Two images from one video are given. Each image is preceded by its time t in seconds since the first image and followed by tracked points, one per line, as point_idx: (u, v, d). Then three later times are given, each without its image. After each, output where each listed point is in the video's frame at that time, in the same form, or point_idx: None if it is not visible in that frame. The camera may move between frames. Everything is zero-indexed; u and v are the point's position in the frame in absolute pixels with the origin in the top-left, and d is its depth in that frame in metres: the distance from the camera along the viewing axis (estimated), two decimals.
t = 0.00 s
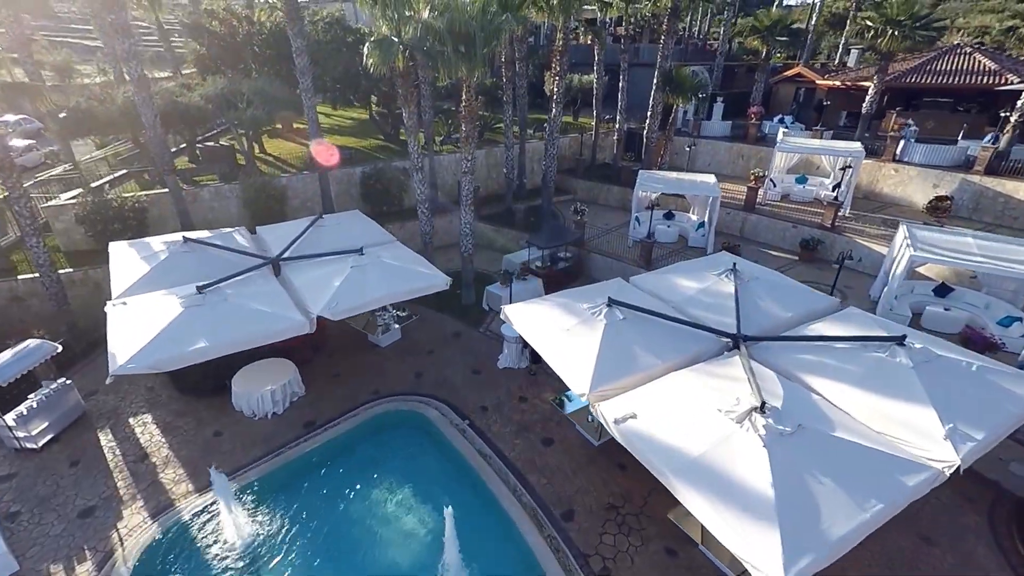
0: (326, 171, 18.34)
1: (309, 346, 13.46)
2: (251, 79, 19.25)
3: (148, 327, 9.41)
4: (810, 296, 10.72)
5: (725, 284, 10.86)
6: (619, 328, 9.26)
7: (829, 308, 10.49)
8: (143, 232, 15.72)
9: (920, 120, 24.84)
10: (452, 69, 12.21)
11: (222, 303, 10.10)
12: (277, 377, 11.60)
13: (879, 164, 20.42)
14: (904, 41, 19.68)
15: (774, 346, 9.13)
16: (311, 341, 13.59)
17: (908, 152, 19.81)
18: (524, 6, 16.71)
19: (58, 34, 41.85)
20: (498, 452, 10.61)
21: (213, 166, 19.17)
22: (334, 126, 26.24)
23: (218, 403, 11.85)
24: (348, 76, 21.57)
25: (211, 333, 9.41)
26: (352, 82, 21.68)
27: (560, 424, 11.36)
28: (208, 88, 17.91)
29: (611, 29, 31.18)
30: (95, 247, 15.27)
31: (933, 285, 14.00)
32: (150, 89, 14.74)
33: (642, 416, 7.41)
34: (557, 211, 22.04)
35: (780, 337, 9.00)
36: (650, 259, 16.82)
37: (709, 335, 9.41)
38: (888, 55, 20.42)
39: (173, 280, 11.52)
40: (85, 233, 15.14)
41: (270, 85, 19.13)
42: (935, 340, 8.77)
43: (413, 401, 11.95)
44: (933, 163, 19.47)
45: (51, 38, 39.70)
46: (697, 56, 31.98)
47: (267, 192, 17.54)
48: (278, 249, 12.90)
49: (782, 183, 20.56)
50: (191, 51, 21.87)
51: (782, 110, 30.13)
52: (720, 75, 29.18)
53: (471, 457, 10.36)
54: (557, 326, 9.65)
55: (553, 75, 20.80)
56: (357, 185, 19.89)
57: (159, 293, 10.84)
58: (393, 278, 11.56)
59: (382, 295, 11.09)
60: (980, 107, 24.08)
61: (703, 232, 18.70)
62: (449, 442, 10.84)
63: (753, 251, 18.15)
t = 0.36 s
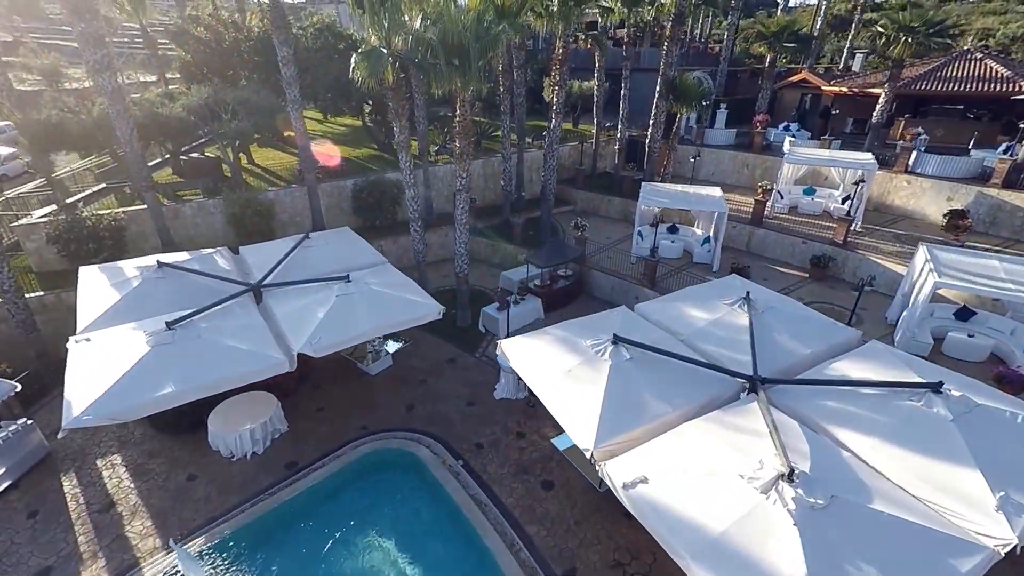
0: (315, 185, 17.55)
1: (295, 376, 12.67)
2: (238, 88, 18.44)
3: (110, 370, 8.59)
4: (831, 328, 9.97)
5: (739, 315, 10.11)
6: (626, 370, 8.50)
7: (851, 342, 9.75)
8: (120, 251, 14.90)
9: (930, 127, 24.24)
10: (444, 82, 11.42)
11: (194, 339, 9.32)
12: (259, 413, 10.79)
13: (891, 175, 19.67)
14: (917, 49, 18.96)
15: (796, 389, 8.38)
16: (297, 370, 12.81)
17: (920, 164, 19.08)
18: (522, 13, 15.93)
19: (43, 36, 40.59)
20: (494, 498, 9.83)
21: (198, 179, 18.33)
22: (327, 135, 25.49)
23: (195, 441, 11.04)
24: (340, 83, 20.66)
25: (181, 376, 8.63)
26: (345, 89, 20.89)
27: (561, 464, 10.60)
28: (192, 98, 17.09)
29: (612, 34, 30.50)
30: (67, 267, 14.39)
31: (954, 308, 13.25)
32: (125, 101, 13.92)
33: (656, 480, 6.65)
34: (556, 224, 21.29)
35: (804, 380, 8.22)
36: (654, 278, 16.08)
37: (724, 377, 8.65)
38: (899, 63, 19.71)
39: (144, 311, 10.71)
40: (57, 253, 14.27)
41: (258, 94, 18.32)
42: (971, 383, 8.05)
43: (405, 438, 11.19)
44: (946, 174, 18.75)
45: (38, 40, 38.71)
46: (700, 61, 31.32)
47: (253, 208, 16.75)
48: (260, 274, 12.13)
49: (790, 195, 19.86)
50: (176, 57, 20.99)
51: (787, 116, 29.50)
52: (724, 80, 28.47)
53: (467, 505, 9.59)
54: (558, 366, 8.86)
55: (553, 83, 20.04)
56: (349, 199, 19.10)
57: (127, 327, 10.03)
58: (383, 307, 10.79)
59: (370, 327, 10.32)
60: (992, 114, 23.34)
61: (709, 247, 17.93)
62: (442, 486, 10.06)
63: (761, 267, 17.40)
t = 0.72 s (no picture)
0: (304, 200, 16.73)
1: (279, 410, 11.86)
2: (223, 98, 17.63)
3: (64, 423, 7.76)
4: (855, 368, 9.21)
5: (755, 353, 9.32)
6: (635, 422, 7.70)
7: (877, 383, 8.99)
8: (94, 274, 14.05)
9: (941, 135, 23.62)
10: (436, 98, 10.58)
11: (160, 383, 8.49)
12: (238, 458, 9.87)
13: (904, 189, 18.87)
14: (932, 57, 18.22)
15: (824, 444, 7.57)
16: (281, 403, 12.00)
17: (936, 178, 18.30)
18: (520, 20, 15.07)
19: (31, 38, 39.62)
20: (491, 553, 9.01)
21: (181, 193, 17.51)
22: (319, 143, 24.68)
23: (166, 487, 10.18)
24: (330, 91, 19.78)
25: (143, 429, 7.81)
26: (336, 98, 20.09)
27: (563, 512, 9.79)
28: (174, 110, 16.28)
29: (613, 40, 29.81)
30: (36, 291, 13.53)
31: (979, 335, 12.48)
32: (96, 115, 13.04)
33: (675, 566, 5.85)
34: (556, 238, 20.51)
35: (833, 435, 7.42)
36: (659, 299, 15.30)
37: (743, 429, 7.86)
38: (913, 72, 19.02)
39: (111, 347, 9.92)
40: (25, 276, 13.41)
41: (244, 104, 17.53)
42: (1013, 439, 7.34)
43: (395, 482, 10.36)
44: (963, 188, 17.99)
45: (26, 43, 37.84)
46: (703, 67, 30.68)
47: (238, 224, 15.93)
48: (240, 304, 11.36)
49: (798, 208, 19.17)
50: (160, 64, 20.15)
51: (792, 123, 28.85)
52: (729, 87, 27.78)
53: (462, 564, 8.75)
54: (560, 416, 8.03)
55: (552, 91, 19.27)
56: (341, 213, 18.30)
57: (89, 367, 9.21)
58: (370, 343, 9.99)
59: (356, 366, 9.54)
60: (1005, 122, 22.90)
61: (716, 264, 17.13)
62: (434, 539, 9.22)
63: (770, 285, 16.64)
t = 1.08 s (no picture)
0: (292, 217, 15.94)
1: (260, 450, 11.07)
2: (209, 109, 16.88)
3: (7, 490, 6.93)
4: (886, 417, 8.37)
5: (776, 401, 8.49)
6: (646, 489, 6.89)
7: (912, 436, 8.17)
8: (67, 298, 13.27)
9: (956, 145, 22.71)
10: (427, 117, 9.77)
11: (120, 439, 7.67)
12: (215, 510, 8.94)
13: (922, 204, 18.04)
14: (951, 67, 17.40)
15: (858, 515, 6.76)
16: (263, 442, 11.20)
17: (954, 193, 17.45)
18: (519, 29, 14.26)
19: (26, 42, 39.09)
20: None
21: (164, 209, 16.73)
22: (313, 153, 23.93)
23: (135, 540, 9.39)
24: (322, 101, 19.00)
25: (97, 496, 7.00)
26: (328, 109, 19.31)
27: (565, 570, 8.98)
28: (156, 123, 15.53)
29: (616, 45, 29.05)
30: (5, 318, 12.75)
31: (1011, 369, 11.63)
32: (67, 131, 12.27)
33: None
34: (558, 253, 19.71)
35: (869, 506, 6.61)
36: (667, 323, 14.47)
37: (767, 496, 7.04)
38: (930, 82, 18.24)
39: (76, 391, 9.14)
40: None
41: (230, 115, 16.73)
42: None
43: (385, 537, 9.54)
44: (982, 205, 17.16)
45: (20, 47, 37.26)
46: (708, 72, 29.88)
47: (223, 243, 15.16)
48: (218, 338, 10.61)
49: (810, 223, 18.35)
50: (146, 73, 19.38)
51: (800, 131, 28.02)
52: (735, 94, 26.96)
53: None
54: (563, 479, 7.21)
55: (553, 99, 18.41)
56: (332, 229, 17.50)
57: (46, 417, 8.40)
58: (355, 386, 9.18)
59: (339, 415, 8.75)
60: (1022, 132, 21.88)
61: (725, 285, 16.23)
62: None
63: (783, 307, 15.81)
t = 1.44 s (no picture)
0: (282, 238, 15.18)
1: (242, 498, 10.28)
2: (196, 123, 16.16)
3: None
4: (930, 481, 7.48)
5: (805, 461, 7.62)
6: None
7: (959, 503, 7.28)
8: (42, 327, 12.56)
9: (975, 157, 21.85)
10: (418, 143, 8.97)
11: (74, 507, 6.88)
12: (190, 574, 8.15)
13: (946, 222, 17.06)
14: (976, 78, 16.48)
15: None
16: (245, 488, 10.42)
17: (977, 212, 16.53)
18: (520, 40, 13.57)
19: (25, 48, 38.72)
20: None
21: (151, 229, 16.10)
22: (308, 165, 23.22)
23: None
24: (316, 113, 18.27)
25: None
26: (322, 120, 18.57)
27: None
28: (139, 139, 14.82)
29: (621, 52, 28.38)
30: None
31: None
32: (38, 152, 11.54)
33: None
34: (560, 271, 18.94)
35: None
36: (677, 352, 13.62)
37: None
38: (953, 93, 17.31)
39: (36, 442, 8.38)
40: None
41: (218, 130, 16.02)
42: None
43: None
44: (1009, 224, 16.14)
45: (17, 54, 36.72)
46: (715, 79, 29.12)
47: (209, 266, 14.44)
48: (195, 378, 9.87)
49: (826, 241, 17.51)
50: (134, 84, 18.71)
51: (811, 139, 27.15)
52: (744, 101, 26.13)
53: None
54: (567, 560, 6.39)
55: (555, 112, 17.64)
56: (325, 247, 16.77)
57: None
58: (339, 438, 8.37)
59: (321, 473, 7.96)
60: None
61: (737, 308, 15.36)
62: None
63: (799, 333, 14.93)
